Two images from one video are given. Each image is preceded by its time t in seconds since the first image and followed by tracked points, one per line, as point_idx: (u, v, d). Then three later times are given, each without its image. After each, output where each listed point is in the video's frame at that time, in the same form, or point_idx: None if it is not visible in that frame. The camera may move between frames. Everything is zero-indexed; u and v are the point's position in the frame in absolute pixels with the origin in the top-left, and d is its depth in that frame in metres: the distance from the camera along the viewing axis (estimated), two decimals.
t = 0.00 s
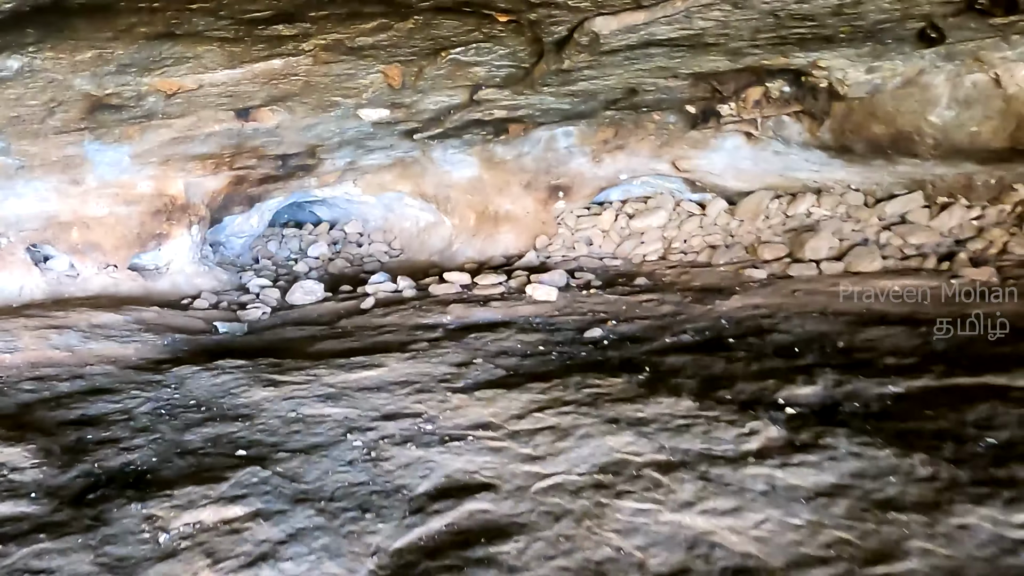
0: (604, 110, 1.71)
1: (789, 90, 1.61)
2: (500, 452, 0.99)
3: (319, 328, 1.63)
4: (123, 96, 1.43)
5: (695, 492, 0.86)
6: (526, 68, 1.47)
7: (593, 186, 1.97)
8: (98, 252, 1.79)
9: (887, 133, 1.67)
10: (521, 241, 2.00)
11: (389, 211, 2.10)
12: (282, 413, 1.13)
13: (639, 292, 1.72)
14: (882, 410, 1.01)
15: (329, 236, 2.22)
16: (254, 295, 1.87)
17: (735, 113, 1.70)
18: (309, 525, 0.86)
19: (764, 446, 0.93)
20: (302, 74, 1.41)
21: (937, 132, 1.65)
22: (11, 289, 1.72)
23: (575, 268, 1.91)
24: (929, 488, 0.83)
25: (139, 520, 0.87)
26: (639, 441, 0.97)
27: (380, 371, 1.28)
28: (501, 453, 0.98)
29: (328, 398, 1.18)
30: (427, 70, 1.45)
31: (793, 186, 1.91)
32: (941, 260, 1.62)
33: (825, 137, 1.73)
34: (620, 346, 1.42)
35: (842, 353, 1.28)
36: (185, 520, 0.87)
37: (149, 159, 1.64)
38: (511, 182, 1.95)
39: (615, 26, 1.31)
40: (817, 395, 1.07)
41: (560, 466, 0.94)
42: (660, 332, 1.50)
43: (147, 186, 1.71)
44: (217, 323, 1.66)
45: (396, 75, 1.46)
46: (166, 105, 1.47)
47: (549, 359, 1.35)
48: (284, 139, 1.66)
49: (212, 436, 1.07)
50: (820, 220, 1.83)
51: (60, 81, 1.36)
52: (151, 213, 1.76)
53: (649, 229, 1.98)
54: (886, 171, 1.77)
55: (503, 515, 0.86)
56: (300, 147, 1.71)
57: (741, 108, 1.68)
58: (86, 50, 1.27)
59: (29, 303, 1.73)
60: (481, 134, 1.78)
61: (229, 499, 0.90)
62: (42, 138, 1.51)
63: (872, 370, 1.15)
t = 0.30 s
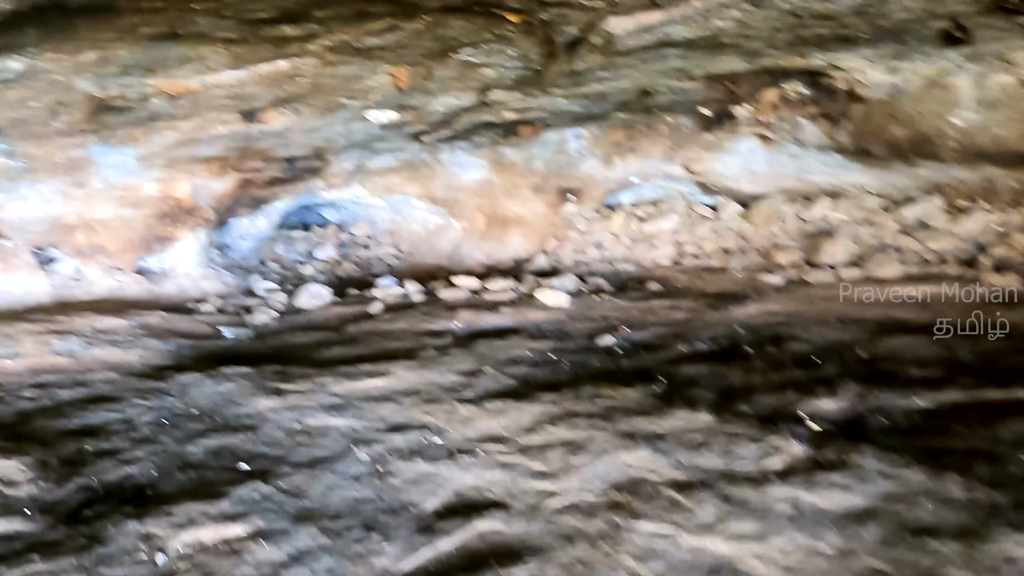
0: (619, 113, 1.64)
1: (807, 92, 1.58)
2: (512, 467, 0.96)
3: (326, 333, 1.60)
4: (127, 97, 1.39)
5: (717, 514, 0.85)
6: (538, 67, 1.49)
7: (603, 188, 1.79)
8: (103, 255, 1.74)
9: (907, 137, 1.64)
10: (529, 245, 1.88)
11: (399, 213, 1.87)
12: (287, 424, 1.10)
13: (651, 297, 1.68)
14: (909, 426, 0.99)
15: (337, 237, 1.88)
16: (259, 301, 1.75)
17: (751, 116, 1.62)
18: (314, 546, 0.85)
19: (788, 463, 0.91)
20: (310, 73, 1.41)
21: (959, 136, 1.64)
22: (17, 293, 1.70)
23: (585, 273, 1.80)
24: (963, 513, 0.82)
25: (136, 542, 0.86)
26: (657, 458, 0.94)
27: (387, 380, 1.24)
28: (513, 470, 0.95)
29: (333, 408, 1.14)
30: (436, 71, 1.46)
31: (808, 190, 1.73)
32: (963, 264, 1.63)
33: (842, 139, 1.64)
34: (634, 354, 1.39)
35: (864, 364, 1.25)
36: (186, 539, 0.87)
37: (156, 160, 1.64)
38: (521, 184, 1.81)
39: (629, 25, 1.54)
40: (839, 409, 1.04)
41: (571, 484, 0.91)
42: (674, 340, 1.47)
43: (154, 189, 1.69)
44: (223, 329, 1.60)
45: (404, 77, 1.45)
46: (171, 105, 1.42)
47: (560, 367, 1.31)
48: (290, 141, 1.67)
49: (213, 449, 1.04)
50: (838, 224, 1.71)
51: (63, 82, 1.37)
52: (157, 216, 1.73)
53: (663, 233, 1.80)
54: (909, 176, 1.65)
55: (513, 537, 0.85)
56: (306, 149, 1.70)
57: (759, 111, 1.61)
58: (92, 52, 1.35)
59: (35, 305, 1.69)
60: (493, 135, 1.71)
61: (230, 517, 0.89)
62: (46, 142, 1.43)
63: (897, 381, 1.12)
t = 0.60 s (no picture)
0: (633, 117, 1.63)
1: (829, 96, 1.53)
2: (525, 488, 0.92)
3: (335, 342, 1.56)
4: (132, 102, 1.35)
5: (741, 542, 0.81)
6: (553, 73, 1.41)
7: (617, 193, 1.84)
8: (111, 261, 1.72)
9: (933, 143, 1.60)
10: (543, 250, 1.92)
11: (408, 217, 1.93)
12: (293, 439, 1.07)
13: (667, 306, 1.65)
14: (941, 446, 0.95)
15: (346, 242, 1.96)
16: (269, 306, 1.74)
17: (770, 119, 1.60)
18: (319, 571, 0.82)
19: (815, 485, 0.88)
20: (318, 78, 1.35)
21: (989, 142, 1.59)
22: (25, 298, 1.67)
23: (599, 279, 1.84)
24: (1004, 544, 0.78)
25: (133, 566, 0.83)
26: (677, 479, 0.91)
27: (396, 393, 1.20)
28: (527, 490, 0.92)
29: (341, 422, 1.11)
30: (447, 74, 1.38)
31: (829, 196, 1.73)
32: (988, 275, 1.60)
33: (865, 145, 1.62)
34: (650, 366, 1.35)
35: (889, 378, 1.20)
36: (186, 563, 0.84)
37: (163, 166, 1.58)
38: (534, 189, 1.85)
39: (648, 26, 1.31)
40: (866, 427, 1.00)
41: (587, 507, 0.88)
42: (692, 351, 1.43)
43: (161, 194, 1.65)
44: (230, 336, 1.57)
45: (415, 81, 1.39)
46: (178, 110, 1.39)
47: (574, 380, 1.27)
48: (300, 146, 1.59)
49: (217, 465, 1.01)
50: (856, 231, 1.71)
51: (66, 86, 1.30)
52: (165, 221, 1.70)
53: (677, 239, 1.85)
54: (931, 181, 1.63)
55: (528, 563, 0.81)
56: (315, 154, 1.64)
57: (778, 115, 1.59)
58: (93, 54, 1.25)
59: (41, 312, 1.67)
60: (504, 140, 1.69)
61: (232, 540, 0.86)
62: (52, 145, 1.44)
63: (926, 398, 1.07)
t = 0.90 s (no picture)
0: (648, 121, 1.59)
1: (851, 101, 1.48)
2: (542, 512, 0.89)
3: (344, 351, 1.53)
4: (139, 107, 1.32)
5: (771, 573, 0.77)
6: (567, 78, 1.36)
7: (631, 200, 1.84)
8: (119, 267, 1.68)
9: (958, 148, 1.56)
10: (556, 257, 1.90)
11: (419, 223, 1.93)
12: (301, 456, 1.04)
13: (684, 315, 1.60)
14: (977, 469, 0.90)
15: (357, 248, 1.99)
16: (278, 313, 1.72)
17: (790, 125, 1.57)
18: None
19: (847, 510, 0.84)
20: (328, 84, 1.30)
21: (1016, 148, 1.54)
22: (34, 304, 1.62)
23: (612, 285, 1.78)
24: None
25: None
26: (700, 503, 0.87)
27: (408, 407, 1.17)
28: (543, 512, 0.88)
29: (351, 437, 1.08)
30: (459, 80, 1.34)
31: (846, 203, 1.76)
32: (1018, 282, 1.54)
33: (887, 151, 1.60)
34: (668, 377, 1.31)
35: (917, 394, 1.16)
36: None
37: (172, 172, 1.55)
38: (547, 195, 1.84)
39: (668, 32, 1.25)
40: (896, 447, 0.96)
41: (608, 532, 0.84)
42: (710, 364, 1.36)
43: (170, 201, 1.62)
44: (238, 344, 1.54)
45: (426, 87, 1.36)
46: (186, 116, 1.36)
47: (590, 393, 1.23)
48: (311, 152, 1.56)
49: (222, 482, 0.98)
50: (877, 238, 1.69)
51: (72, 91, 1.25)
52: (173, 227, 1.67)
53: (692, 246, 1.82)
54: (954, 188, 1.64)
55: None
56: (326, 160, 1.61)
57: (797, 120, 1.55)
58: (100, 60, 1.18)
59: (50, 318, 1.62)
60: (517, 146, 1.67)
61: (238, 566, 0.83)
62: (59, 150, 1.41)
63: (958, 416, 1.03)
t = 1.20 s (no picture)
0: (664, 127, 1.56)
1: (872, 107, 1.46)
2: (557, 534, 0.88)
3: (355, 360, 1.50)
4: (149, 112, 1.30)
5: None
6: (582, 84, 1.33)
7: (646, 207, 1.81)
8: (129, 274, 1.66)
9: (987, 155, 1.53)
10: (569, 264, 1.85)
11: (431, 228, 1.91)
12: (310, 471, 1.01)
13: (700, 324, 1.56)
14: (1010, 491, 0.87)
15: (369, 254, 1.99)
16: (288, 321, 1.70)
17: (809, 131, 1.55)
18: None
19: (876, 539, 0.82)
20: (339, 90, 1.28)
21: None
22: (42, 312, 1.62)
23: (627, 295, 1.75)
24: None
25: None
26: (721, 525, 0.86)
27: (419, 420, 1.14)
28: (559, 534, 0.87)
29: (361, 452, 1.05)
30: (472, 86, 1.31)
31: (866, 210, 1.70)
32: None
33: (910, 157, 1.57)
34: (685, 388, 1.28)
35: (944, 409, 1.12)
36: None
37: (180, 178, 1.53)
38: (561, 201, 1.80)
39: (688, 37, 1.18)
40: (925, 468, 0.92)
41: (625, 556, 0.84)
42: (729, 376, 1.32)
43: (179, 207, 1.60)
44: (248, 354, 1.52)
45: (439, 92, 1.33)
46: (195, 121, 1.34)
47: (606, 406, 1.20)
48: (321, 158, 1.54)
49: (229, 500, 0.96)
50: (897, 247, 1.64)
51: (80, 98, 1.23)
52: (182, 233, 1.64)
53: (708, 253, 1.77)
54: (979, 196, 1.58)
55: None
56: (336, 166, 1.59)
57: (816, 127, 1.53)
58: (109, 66, 1.16)
59: (58, 325, 1.61)
60: (530, 152, 1.65)
61: None
62: (67, 157, 1.39)
63: (989, 436, 0.99)
